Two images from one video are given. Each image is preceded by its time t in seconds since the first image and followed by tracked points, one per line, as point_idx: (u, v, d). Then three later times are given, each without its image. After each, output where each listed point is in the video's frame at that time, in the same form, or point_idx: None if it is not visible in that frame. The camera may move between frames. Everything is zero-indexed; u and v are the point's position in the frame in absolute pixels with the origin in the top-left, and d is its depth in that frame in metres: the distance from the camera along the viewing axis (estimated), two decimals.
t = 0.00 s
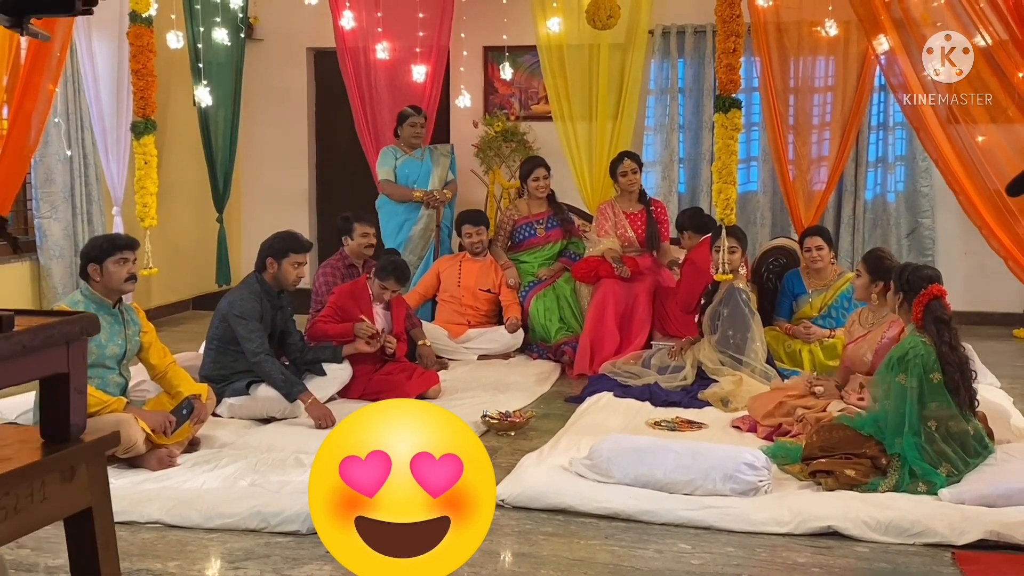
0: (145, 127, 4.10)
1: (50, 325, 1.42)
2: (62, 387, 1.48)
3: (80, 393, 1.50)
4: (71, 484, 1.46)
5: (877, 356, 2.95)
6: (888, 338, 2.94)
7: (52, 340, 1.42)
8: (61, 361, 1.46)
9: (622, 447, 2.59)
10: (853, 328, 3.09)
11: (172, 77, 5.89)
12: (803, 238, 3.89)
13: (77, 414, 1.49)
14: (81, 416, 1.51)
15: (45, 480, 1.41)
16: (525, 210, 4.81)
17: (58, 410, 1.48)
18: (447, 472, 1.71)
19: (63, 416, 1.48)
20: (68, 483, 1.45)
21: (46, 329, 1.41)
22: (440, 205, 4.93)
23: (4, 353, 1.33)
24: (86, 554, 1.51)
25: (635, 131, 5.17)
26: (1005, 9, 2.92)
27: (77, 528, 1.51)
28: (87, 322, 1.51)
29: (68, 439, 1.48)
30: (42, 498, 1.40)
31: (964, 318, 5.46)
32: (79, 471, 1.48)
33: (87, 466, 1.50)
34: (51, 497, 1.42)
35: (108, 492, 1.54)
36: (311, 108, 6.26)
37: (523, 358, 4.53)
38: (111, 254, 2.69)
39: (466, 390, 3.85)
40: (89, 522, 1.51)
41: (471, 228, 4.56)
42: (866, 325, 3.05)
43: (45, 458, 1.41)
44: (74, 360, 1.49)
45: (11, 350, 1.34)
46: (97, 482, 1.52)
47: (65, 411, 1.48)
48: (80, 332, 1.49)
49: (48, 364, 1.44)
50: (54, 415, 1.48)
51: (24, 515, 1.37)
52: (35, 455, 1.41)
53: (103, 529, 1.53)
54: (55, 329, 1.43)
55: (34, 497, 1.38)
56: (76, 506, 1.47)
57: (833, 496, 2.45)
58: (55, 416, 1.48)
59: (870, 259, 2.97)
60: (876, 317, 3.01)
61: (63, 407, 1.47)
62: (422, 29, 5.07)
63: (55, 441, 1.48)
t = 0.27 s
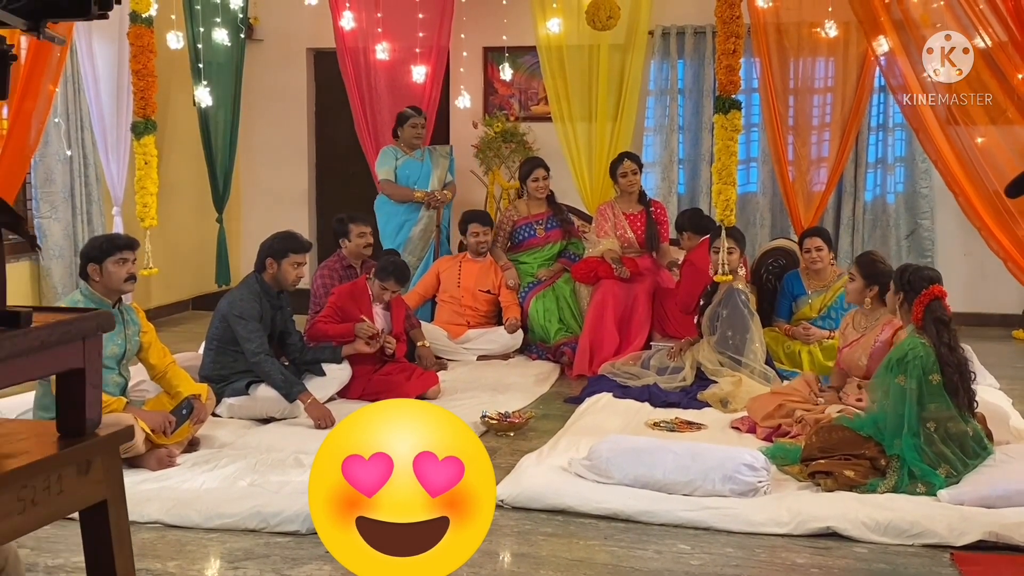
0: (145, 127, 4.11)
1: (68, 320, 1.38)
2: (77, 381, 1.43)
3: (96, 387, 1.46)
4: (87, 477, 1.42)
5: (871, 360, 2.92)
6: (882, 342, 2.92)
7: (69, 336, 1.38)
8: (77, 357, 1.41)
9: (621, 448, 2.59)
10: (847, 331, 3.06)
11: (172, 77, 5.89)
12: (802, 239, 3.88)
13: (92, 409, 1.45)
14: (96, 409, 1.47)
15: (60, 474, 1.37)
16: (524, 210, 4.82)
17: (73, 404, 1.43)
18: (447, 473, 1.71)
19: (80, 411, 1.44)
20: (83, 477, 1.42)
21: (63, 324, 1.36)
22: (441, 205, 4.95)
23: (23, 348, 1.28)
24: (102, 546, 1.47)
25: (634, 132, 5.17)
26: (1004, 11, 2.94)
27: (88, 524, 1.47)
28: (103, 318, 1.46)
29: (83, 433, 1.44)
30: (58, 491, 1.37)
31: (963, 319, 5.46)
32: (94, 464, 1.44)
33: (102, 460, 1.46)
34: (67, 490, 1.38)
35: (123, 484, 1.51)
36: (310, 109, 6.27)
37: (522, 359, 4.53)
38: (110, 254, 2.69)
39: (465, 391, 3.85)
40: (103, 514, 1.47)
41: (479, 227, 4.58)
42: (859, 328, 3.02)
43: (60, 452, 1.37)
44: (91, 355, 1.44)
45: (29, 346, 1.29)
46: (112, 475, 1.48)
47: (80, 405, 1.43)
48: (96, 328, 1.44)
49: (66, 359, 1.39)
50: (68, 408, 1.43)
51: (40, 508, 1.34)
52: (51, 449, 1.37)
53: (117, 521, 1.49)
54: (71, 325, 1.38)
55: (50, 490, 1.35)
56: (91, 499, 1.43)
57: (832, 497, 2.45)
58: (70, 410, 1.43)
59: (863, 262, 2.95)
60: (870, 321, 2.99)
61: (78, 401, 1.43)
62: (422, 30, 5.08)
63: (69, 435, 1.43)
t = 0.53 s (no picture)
0: (144, 126, 4.11)
1: (81, 314, 1.32)
2: (90, 374, 1.37)
3: (109, 380, 1.40)
4: (99, 471, 1.36)
5: (867, 363, 2.93)
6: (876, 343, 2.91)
7: (83, 330, 1.32)
8: (90, 351, 1.35)
9: (619, 447, 2.59)
10: (841, 332, 3.05)
11: (171, 76, 5.89)
12: (801, 238, 3.89)
13: (104, 401, 1.38)
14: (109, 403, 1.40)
15: (73, 466, 1.31)
16: (523, 209, 4.81)
17: (85, 397, 1.37)
18: (447, 473, 1.71)
19: (91, 403, 1.38)
20: (95, 470, 1.36)
21: (77, 317, 1.30)
22: (442, 204, 4.93)
23: (37, 342, 1.22)
24: (112, 541, 1.42)
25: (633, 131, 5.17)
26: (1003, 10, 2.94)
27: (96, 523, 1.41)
28: (116, 313, 1.40)
29: (95, 426, 1.38)
30: (70, 484, 1.31)
31: (961, 319, 5.46)
32: (106, 458, 1.38)
33: (115, 452, 1.40)
34: (80, 483, 1.33)
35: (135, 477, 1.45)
36: (309, 107, 6.27)
37: (520, 358, 4.53)
38: (108, 252, 2.69)
39: (464, 390, 3.85)
40: (114, 507, 1.42)
41: (482, 225, 4.56)
42: (853, 331, 3.00)
43: (72, 445, 1.31)
44: (104, 350, 1.38)
45: (44, 339, 1.24)
46: (124, 467, 1.42)
47: (93, 398, 1.38)
48: (109, 323, 1.38)
49: (79, 353, 1.33)
50: (81, 401, 1.37)
51: (51, 500, 1.28)
52: (62, 441, 1.31)
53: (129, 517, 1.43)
54: (85, 319, 1.32)
55: (62, 483, 1.29)
56: (102, 493, 1.37)
57: (830, 497, 2.45)
58: (82, 403, 1.38)
59: (856, 263, 2.92)
60: (863, 322, 2.97)
61: (90, 394, 1.37)
62: (422, 29, 5.07)
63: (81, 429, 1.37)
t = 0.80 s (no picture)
0: (142, 124, 4.10)
1: (91, 311, 1.33)
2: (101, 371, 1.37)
3: (120, 375, 1.40)
4: (110, 463, 1.38)
5: (866, 360, 2.91)
6: (876, 341, 2.89)
7: (92, 327, 1.33)
8: (100, 347, 1.36)
9: (617, 445, 2.60)
10: (841, 331, 3.05)
11: (169, 74, 5.88)
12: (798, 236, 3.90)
13: (116, 396, 1.39)
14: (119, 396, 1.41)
15: (84, 459, 1.32)
16: (521, 208, 4.81)
17: (95, 391, 1.38)
18: (448, 473, 1.71)
19: (102, 398, 1.38)
20: (106, 463, 1.37)
21: (88, 313, 1.31)
22: (441, 203, 4.92)
23: (48, 338, 1.23)
24: (122, 530, 1.43)
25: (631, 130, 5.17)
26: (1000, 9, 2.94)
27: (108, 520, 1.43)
28: (126, 309, 1.40)
29: (106, 420, 1.38)
30: (82, 476, 1.32)
31: (958, 317, 5.47)
32: (117, 451, 1.39)
33: (125, 446, 1.41)
34: (91, 476, 1.34)
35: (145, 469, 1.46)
36: (307, 105, 6.26)
37: (518, 356, 4.53)
38: (107, 250, 2.69)
39: (462, 388, 3.86)
40: (124, 499, 1.43)
41: (482, 223, 4.56)
42: (853, 328, 3.00)
43: (83, 439, 1.32)
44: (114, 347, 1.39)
45: (56, 336, 1.25)
46: (134, 459, 1.43)
47: (103, 392, 1.38)
48: (119, 319, 1.38)
49: (90, 351, 1.34)
50: (91, 395, 1.38)
51: (64, 492, 1.30)
52: (74, 434, 1.33)
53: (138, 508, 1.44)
54: (95, 316, 1.33)
55: (74, 475, 1.31)
56: (113, 485, 1.39)
57: (827, 495, 2.45)
58: (92, 398, 1.38)
59: (852, 263, 2.94)
60: (863, 320, 2.97)
61: (100, 389, 1.37)
62: (419, 27, 5.08)
63: (91, 422, 1.38)
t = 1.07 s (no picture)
0: (142, 123, 4.10)
1: (100, 310, 1.31)
2: (110, 368, 1.35)
3: (129, 373, 1.38)
4: (119, 460, 1.35)
5: (865, 359, 2.93)
6: (875, 341, 2.90)
7: (102, 326, 1.31)
8: (110, 345, 1.34)
9: (616, 444, 2.60)
10: (841, 331, 3.06)
11: (169, 73, 5.88)
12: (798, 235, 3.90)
13: (125, 393, 1.37)
14: (129, 394, 1.39)
15: (95, 455, 1.30)
16: (520, 207, 4.81)
17: (104, 387, 1.35)
18: (447, 472, 1.72)
19: (112, 394, 1.35)
20: (116, 459, 1.34)
21: (100, 312, 1.30)
22: (440, 202, 4.92)
23: (60, 336, 1.22)
24: (133, 534, 1.39)
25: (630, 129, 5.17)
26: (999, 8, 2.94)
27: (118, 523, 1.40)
28: (135, 307, 1.39)
29: (115, 417, 1.36)
30: (92, 473, 1.29)
31: (957, 316, 5.48)
32: (127, 448, 1.36)
33: (135, 442, 1.38)
34: (102, 472, 1.31)
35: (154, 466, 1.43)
36: (307, 104, 6.26)
37: (518, 355, 4.54)
38: (108, 250, 2.69)
39: (462, 387, 3.86)
40: (134, 497, 1.39)
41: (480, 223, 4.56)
42: (853, 328, 3.01)
43: (94, 435, 1.29)
44: (123, 345, 1.37)
45: (67, 335, 1.24)
46: (144, 456, 1.40)
47: (113, 389, 1.36)
48: (128, 317, 1.37)
49: (98, 349, 1.32)
50: (101, 391, 1.35)
51: (75, 489, 1.26)
52: (83, 431, 1.30)
53: (149, 507, 1.41)
54: (106, 314, 1.32)
55: (85, 471, 1.27)
56: (123, 482, 1.36)
57: (826, 494, 2.46)
58: (102, 395, 1.35)
59: (854, 261, 2.96)
60: (862, 320, 2.99)
61: (110, 385, 1.35)
62: (419, 26, 5.08)
63: (100, 419, 1.35)
